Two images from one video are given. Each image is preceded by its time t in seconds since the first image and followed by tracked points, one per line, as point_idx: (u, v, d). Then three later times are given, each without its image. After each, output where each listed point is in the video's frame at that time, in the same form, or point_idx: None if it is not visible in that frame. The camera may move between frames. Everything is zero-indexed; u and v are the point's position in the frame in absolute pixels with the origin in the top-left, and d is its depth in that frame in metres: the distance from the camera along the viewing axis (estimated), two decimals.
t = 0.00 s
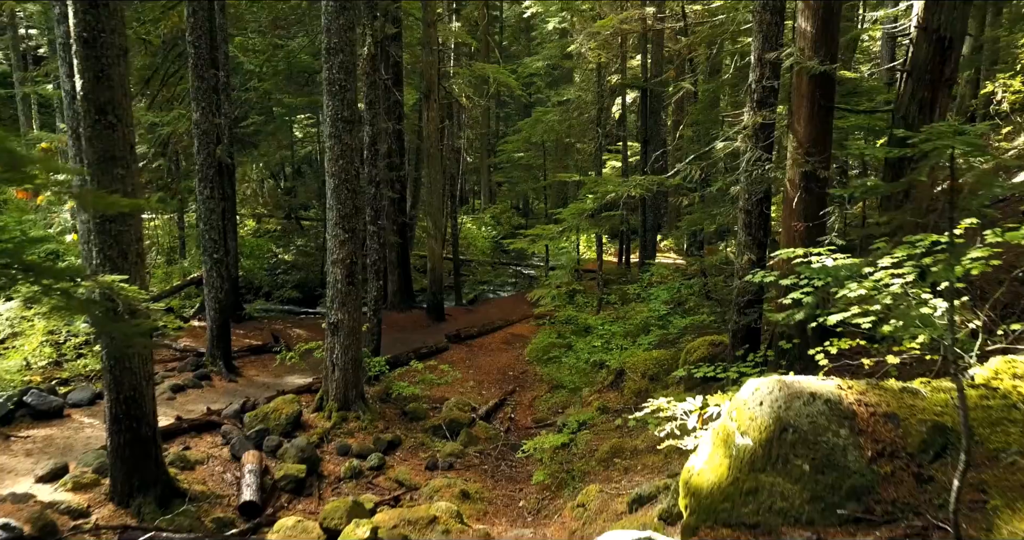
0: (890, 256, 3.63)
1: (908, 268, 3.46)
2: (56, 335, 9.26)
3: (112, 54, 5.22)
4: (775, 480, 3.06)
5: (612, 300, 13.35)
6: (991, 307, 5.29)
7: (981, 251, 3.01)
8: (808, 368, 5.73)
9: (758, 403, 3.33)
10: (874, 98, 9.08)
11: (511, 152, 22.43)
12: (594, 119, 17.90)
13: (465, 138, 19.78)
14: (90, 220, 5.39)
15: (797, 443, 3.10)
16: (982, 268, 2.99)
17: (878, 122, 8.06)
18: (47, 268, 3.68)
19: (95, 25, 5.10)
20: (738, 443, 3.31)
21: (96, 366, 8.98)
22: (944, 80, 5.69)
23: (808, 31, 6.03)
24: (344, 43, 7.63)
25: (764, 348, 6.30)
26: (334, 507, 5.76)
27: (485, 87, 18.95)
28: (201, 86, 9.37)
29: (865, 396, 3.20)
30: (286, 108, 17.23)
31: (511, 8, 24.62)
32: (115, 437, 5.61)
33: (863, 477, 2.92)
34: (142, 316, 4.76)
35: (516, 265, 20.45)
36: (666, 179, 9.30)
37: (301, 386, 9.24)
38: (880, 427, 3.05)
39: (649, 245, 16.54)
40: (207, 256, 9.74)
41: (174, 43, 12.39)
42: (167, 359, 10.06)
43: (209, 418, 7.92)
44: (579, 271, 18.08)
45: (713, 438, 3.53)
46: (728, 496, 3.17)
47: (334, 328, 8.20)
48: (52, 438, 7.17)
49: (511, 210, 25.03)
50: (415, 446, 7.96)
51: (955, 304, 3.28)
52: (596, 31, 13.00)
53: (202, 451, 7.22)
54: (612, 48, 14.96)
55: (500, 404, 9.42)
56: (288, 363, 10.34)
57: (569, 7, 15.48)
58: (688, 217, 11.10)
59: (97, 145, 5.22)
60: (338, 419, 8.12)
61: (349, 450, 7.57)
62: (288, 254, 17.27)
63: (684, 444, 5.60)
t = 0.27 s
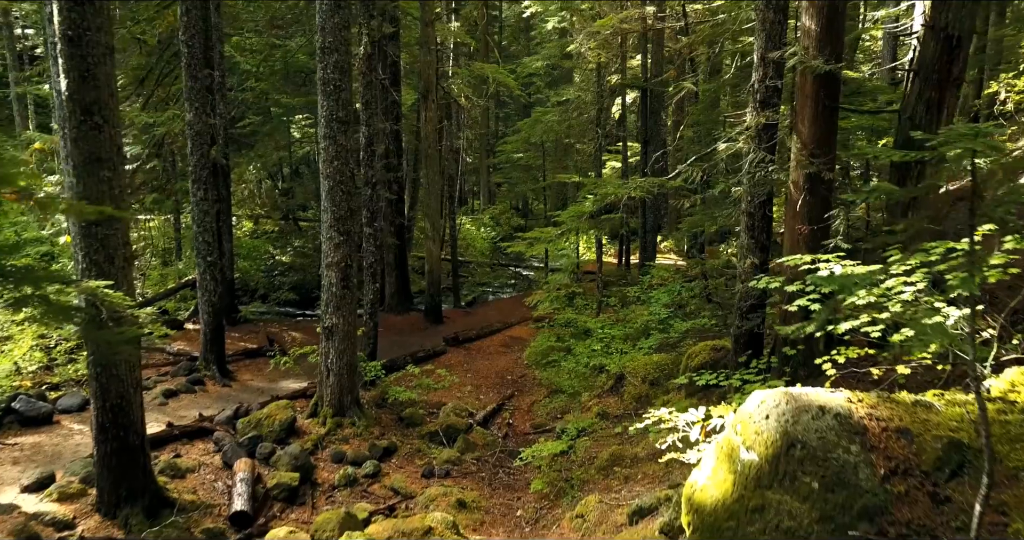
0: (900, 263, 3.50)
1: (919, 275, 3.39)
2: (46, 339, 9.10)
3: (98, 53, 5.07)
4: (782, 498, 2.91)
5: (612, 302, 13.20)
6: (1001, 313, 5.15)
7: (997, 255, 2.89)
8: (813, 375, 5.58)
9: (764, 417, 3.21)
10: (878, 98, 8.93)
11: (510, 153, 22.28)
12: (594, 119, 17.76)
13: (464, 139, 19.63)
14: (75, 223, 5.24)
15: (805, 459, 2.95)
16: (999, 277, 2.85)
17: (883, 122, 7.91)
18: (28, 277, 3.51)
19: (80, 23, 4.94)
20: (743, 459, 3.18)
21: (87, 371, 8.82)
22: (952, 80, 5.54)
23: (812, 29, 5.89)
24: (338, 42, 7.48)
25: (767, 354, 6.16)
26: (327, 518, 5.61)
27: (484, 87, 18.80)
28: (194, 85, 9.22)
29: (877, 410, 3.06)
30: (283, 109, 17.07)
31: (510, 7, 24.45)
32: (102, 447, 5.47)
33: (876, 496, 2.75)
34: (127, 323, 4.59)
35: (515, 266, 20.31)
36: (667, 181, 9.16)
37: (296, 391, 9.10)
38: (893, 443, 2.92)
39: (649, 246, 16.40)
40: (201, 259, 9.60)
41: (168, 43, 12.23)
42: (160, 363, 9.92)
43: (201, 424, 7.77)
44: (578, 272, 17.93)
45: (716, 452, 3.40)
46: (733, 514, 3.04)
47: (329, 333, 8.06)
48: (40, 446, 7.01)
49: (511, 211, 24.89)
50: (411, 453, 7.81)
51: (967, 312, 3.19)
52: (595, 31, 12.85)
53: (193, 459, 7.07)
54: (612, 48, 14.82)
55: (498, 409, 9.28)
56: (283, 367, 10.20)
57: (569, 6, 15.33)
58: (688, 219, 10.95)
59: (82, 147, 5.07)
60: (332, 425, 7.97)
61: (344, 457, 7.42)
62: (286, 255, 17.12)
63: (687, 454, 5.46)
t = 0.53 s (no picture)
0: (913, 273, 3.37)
1: (933, 285, 3.28)
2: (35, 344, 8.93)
3: (81, 51, 4.91)
4: (790, 519, 2.72)
5: (612, 304, 13.04)
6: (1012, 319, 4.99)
7: (1019, 262, 2.75)
8: (819, 383, 5.49)
9: (772, 432, 3.03)
10: (883, 98, 8.76)
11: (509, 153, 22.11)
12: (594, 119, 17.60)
13: (462, 139, 19.46)
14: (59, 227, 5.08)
15: (815, 479, 2.77)
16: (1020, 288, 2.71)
17: (888, 123, 7.74)
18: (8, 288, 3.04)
19: (61, 20, 4.78)
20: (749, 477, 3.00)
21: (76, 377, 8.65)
22: (963, 79, 5.35)
23: (817, 27, 5.73)
24: (332, 41, 7.32)
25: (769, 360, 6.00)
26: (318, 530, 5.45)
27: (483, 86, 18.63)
28: (186, 85, 9.05)
29: (891, 427, 2.92)
30: (280, 109, 16.91)
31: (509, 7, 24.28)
32: (87, 457, 5.30)
33: (892, 520, 2.60)
34: (109, 331, 4.45)
35: (514, 267, 20.14)
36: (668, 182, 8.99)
37: (290, 396, 8.94)
38: (909, 462, 2.79)
39: (649, 248, 16.24)
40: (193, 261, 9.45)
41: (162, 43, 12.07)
42: (152, 367, 9.75)
43: (192, 431, 7.61)
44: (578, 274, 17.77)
45: (720, 470, 3.22)
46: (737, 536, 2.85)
47: (323, 338, 7.90)
48: (26, 454, 6.85)
49: (510, 211, 24.73)
50: (407, 460, 7.65)
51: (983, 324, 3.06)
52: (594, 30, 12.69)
53: (183, 467, 6.90)
54: (612, 47, 14.65)
55: (496, 414, 9.12)
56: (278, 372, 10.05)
57: (568, 5, 15.17)
58: (689, 221, 10.80)
59: (64, 148, 4.92)
60: (326, 431, 7.82)
61: (338, 464, 7.26)
62: (282, 257, 16.95)
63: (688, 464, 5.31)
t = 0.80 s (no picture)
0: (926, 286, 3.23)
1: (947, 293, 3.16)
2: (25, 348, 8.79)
3: (64, 49, 4.76)
4: None
5: (611, 306, 12.90)
6: None
7: None
8: (823, 389, 5.49)
9: (779, 448, 2.89)
10: (886, 98, 8.62)
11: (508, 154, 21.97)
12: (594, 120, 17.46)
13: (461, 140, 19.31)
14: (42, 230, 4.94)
15: (826, 498, 2.63)
16: None
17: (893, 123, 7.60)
18: None
19: (44, 16, 4.64)
20: (755, 493, 2.85)
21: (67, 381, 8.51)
22: (972, 78, 5.23)
23: (822, 25, 5.59)
24: (327, 40, 7.18)
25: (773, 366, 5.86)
26: None
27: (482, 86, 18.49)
28: (179, 84, 8.90)
29: (905, 443, 2.78)
30: (277, 109, 16.76)
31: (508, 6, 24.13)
32: (72, 466, 5.16)
33: None
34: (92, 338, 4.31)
35: (513, 268, 20.00)
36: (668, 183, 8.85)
37: (285, 401, 8.80)
38: (925, 481, 2.64)
39: (649, 249, 16.10)
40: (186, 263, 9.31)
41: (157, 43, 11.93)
42: (144, 371, 9.60)
43: (183, 436, 7.47)
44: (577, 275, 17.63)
45: (724, 486, 3.07)
46: None
47: (317, 341, 7.75)
48: (14, 461, 6.71)
49: (509, 212, 24.59)
50: (403, 467, 7.50)
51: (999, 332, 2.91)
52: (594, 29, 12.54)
53: (173, 474, 6.76)
54: (612, 47, 14.51)
55: (493, 419, 8.97)
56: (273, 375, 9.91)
57: (568, 5, 15.02)
58: (690, 222, 10.66)
59: (47, 148, 4.79)
60: (321, 437, 7.67)
61: (332, 471, 7.11)
62: (279, 258, 16.81)
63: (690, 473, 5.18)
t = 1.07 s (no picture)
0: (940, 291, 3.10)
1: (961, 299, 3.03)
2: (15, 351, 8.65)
3: (47, 47, 4.62)
4: None
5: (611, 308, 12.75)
6: None
7: None
8: (828, 396, 5.38)
9: (787, 463, 2.73)
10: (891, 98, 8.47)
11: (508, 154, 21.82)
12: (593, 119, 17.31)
13: (460, 140, 19.16)
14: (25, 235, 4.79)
15: (838, 518, 2.46)
16: None
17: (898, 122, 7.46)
18: None
19: (26, 13, 4.49)
20: (761, 511, 2.67)
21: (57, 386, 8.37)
22: (981, 76, 5.09)
23: (827, 22, 5.45)
24: (321, 38, 7.03)
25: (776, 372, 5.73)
26: None
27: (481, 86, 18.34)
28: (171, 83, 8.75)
29: (921, 460, 2.65)
30: (273, 109, 16.62)
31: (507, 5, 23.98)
32: (57, 475, 5.01)
33: None
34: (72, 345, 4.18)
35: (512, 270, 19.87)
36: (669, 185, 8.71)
37: (279, 405, 8.66)
38: (942, 501, 2.51)
39: (649, 250, 15.95)
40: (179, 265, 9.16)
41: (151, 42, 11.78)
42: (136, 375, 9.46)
43: (174, 442, 7.33)
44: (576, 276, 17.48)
45: (729, 503, 2.90)
46: None
47: (311, 345, 7.61)
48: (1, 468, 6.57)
49: (508, 212, 24.44)
50: (398, 473, 7.36)
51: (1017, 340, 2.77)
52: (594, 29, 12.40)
53: (162, 482, 6.61)
54: (612, 46, 14.36)
55: (491, 424, 8.83)
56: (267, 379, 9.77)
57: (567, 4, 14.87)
58: (691, 224, 10.51)
59: (30, 148, 4.64)
60: (315, 442, 7.53)
61: (326, 477, 6.96)
62: (277, 259, 16.67)
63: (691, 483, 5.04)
